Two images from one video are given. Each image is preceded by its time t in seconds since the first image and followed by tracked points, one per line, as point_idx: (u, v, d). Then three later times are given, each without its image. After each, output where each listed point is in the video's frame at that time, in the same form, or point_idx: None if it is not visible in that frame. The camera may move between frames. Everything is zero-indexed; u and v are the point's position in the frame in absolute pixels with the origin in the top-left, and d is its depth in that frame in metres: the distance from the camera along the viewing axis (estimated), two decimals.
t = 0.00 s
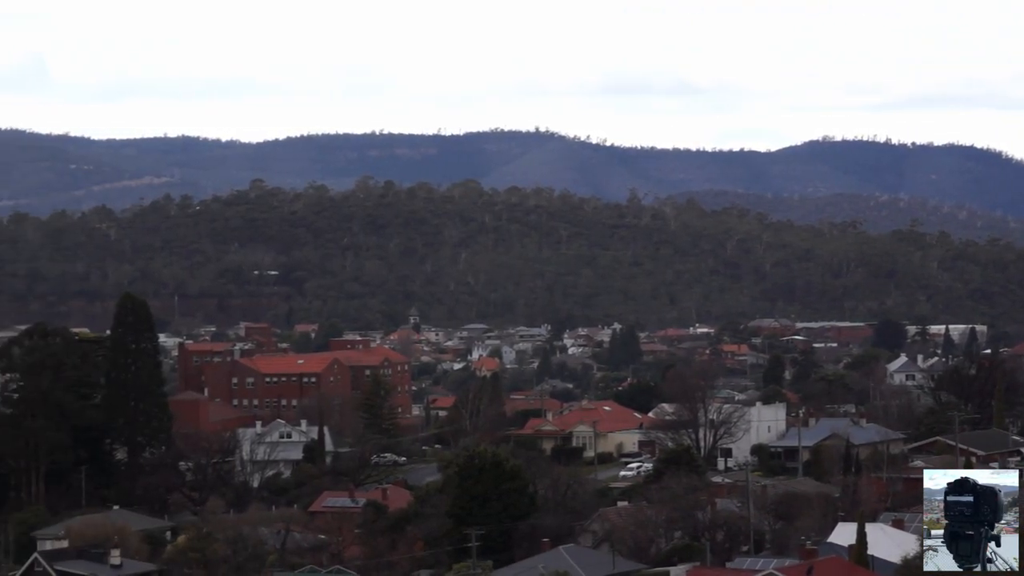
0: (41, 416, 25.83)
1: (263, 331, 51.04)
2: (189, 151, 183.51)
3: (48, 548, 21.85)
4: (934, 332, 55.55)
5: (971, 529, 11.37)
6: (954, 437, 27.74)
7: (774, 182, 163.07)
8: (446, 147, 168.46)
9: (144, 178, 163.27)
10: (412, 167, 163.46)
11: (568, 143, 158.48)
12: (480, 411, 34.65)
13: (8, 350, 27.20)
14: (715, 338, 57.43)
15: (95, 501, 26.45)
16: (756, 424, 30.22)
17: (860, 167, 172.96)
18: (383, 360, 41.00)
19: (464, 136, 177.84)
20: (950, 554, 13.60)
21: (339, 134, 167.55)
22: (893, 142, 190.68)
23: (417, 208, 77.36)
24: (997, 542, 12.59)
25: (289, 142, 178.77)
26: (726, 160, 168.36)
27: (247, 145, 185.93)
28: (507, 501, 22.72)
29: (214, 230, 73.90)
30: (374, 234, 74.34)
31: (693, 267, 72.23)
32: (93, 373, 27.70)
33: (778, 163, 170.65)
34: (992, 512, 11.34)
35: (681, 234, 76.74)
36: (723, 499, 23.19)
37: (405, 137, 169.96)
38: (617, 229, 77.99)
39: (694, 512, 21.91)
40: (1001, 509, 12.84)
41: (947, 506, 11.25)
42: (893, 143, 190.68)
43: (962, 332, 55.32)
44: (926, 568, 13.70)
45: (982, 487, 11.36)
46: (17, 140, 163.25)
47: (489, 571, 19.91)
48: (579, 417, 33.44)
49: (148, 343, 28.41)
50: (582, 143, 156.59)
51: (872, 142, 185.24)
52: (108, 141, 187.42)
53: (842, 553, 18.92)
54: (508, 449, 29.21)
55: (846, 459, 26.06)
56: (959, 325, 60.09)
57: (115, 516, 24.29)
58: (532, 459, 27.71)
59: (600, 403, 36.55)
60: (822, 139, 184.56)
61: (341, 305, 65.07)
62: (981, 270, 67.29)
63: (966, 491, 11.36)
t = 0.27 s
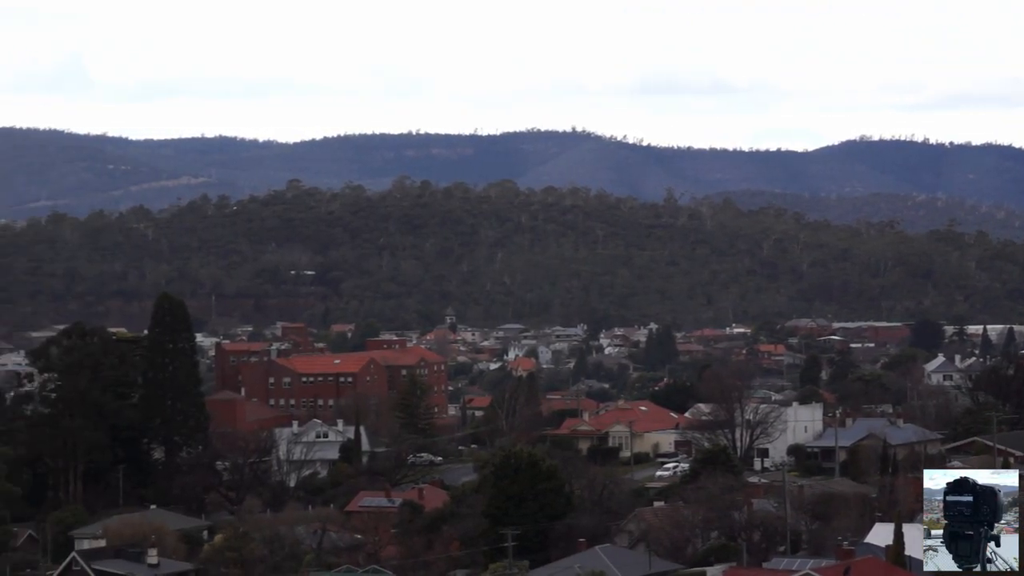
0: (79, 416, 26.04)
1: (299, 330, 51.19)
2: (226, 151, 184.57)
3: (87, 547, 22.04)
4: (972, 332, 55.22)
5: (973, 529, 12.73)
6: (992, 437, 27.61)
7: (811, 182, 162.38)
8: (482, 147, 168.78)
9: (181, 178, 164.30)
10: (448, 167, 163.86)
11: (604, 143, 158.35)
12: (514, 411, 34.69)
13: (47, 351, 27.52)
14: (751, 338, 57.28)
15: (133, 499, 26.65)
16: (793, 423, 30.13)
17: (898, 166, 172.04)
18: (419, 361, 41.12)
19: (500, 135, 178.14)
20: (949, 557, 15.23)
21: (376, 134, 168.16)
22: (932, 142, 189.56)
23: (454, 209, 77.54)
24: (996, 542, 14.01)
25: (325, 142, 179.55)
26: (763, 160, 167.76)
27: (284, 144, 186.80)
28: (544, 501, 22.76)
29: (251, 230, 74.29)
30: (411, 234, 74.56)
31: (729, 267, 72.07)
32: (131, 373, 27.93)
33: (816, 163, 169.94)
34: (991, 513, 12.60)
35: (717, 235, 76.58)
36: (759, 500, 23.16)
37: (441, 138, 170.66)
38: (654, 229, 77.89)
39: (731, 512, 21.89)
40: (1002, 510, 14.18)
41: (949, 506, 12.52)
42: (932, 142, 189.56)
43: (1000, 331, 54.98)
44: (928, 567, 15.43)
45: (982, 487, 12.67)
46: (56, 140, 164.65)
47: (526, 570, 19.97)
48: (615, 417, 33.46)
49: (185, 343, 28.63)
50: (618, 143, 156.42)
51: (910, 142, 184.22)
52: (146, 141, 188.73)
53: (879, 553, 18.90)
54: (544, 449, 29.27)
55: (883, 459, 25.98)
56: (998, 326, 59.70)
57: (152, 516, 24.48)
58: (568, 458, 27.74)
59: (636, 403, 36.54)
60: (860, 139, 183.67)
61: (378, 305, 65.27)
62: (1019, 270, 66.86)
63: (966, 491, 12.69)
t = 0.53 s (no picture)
0: (112, 416, 26.41)
1: (332, 330, 51.30)
2: (259, 151, 185.62)
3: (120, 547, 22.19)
4: (1005, 332, 54.94)
5: (972, 532, 10.53)
6: None
7: (844, 181, 161.78)
8: (514, 146, 169.10)
9: (214, 179, 165.37)
10: (481, 167, 164.32)
11: (636, 142, 158.21)
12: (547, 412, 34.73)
13: (81, 351, 27.55)
14: (784, 338, 57.15)
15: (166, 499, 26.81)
16: (825, 424, 30.13)
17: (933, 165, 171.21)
18: (452, 360, 41.25)
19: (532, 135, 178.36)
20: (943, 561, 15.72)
21: (408, 134, 168.74)
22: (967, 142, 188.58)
23: (486, 209, 77.73)
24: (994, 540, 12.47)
25: (358, 142, 180.29)
26: (796, 160, 167.31)
27: (317, 144, 187.68)
28: (576, 501, 22.78)
29: (284, 230, 74.67)
30: (443, 234, 74.76)
31: (761, 267, 71.92)
32: (165, 373, 28.11)
33: (850, 163, 169.37)
34: (990, 512, 10.51)
35: (749, 235, 76.45)
36: (792, 500, 23.13)
37: (473, 138, 171.04)
38: (686, 229, 77.83)
39: (764, 512, 21.87)
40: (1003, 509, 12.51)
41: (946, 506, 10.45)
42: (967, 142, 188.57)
43: None
44: (926, 568, 14.94)
45: (983, 485, 10.64)
46: (91, 141, 166.01)
47: (558, 570, 20.01)
48: (647, 417, 33.49)
49: (218, 343, 28.83)
50: (651, 142, 156.19)
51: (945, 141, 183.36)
52: (180, 141, 189.88)
53: (912, 554, 18.84)
54: (577, 450, 29.31)
55: (917, 459, 25.92)
56: None
57: (185, 515, 24.64)
58: (601, 458, 27.80)
59: (669, 403, 36.54)
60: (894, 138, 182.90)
61: (410, 305, 65.48)
62: None
63: (966, 491, 10.63)
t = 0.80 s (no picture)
0: (144, 416, 26.65)
1: (363, 330, 51.39)
2: (292, 151, 186.56)
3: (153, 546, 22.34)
4: None
5: (972, 531, 9.35)
6: None
7: (877, 181, 161.03)
8: (545, 146, 169.33)
9: (247, 180, 166.33)
10: (512, 167, 164.74)
11: (668, 142, 157.95)
12: (579, 413, 34.82)
13: (113, 350, 27.68)
14: (816, 338, 56.97)
15: (198, 498, 26.96)
16: (857, 424, 30.07)
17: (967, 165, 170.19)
18: (483, 360, 41.39)
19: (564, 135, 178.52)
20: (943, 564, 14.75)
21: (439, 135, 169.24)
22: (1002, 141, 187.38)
23: (517, 209, 77.85)
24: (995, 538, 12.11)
25: (389, 142, 180.87)
26: (829, 160, 166.73)
27: (349, 143, 188.46)
28: (607, 501, 22.82)
29: (316, 230, 74.97)
30: (474, 235, 74.90)
31: (794, 268, 71.72)
32: (196, 373, 28.29)
33: (882, 163, 168.70)
34: (990, 515, 9.31)
35: (781, 236, 76.32)
36: (824, 500, 23.10)
37: (505, 138, 171.28)
38: (718, 228, 77.74)
39: (795, 512, 21.84)
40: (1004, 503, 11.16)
41: (945, 505, 9.29)
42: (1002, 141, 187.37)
43: None
44: (925, 570, 13.46)
45: (984, 486, 9.39)
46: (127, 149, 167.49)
47: (589, 570, 20.04)
48: (679, 417, 33.53)
49: (250, 342, 29.01)
50: (682, 142, 155.96)
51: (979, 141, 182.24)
52: (214, 141, 191.07)
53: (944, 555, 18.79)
54: (609, 450, 29.31)
55: (950, 458, 25.84)
56: None
57: (217, 515, 24.79)
58: (632, 458, 27.87)
59: (700, 403, 36.56)
60: (928, 138, 181.97)
61: (441, 305, 65.60)
62: None
63: (967, 491, 9.43)
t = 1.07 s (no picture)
0: (175, 415, 26.85)
1: (394, 330, 51.42)
2: (323, 151, 187.16)
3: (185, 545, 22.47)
4: None
5: (971, 530, 9.70)
6: None
7: (909, 180, 160.24)
8: (575, 145, 169.30)
9: (278, 180, 167.04)
10: (543, 167, 164.89)
11: (698, 142, 157.63)
12: (609, 413, 34.84)
13: (145, 350, 27.88)
14: (847, 338, 56.78)
15: (229, 498, 27.06)
16: (888, 424, 29.99)
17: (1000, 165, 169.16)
18: (513, 360, 41.46)
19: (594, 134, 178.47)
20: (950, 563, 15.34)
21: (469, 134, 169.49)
22: None
23: (548, 209, 77.89)
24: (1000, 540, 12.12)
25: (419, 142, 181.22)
26: (860, 159, 166.04)
27: (380, 143, 188.99)
28: (637, 501, 22.83)
29: (347, 230, 75.21)
30: (505, 235, 74.96)
31: (825, 268, 71.48)
32: (227, 372, 28.50)
33: (915, 162, 167.93)
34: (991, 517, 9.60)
35: (812, 236, 76.10)
36: (855, 500, 23.02)
37: (535, 138, 171.38)
38: (748, 228, 77.60)
39: (826, 512, 21.79)
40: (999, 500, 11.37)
41: (945, 505, 9.58)
42: None
43: None
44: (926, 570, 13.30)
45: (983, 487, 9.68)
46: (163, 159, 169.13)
47: (619, 570, 20.05)
48: (709, 417, 33.53)
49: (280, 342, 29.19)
50: (713, 141, 155.57)
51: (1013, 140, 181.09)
52: (245, 141, 192.07)
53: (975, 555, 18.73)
54: (639, 449, 29.30)
55: (982, 458, 25.75)
56: None
57: (248, 514, 24.92)
58: (663, 458, 27.87)
59: (731, 403, 36.54)
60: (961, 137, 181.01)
61: (472, 304, 65.67)
62: None
63: (966, 491, 9.73)
